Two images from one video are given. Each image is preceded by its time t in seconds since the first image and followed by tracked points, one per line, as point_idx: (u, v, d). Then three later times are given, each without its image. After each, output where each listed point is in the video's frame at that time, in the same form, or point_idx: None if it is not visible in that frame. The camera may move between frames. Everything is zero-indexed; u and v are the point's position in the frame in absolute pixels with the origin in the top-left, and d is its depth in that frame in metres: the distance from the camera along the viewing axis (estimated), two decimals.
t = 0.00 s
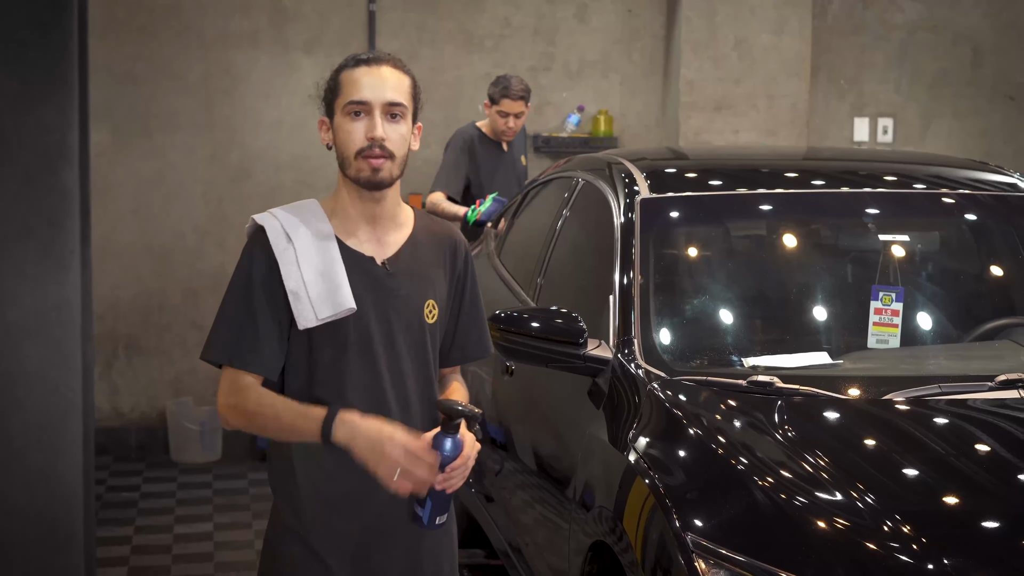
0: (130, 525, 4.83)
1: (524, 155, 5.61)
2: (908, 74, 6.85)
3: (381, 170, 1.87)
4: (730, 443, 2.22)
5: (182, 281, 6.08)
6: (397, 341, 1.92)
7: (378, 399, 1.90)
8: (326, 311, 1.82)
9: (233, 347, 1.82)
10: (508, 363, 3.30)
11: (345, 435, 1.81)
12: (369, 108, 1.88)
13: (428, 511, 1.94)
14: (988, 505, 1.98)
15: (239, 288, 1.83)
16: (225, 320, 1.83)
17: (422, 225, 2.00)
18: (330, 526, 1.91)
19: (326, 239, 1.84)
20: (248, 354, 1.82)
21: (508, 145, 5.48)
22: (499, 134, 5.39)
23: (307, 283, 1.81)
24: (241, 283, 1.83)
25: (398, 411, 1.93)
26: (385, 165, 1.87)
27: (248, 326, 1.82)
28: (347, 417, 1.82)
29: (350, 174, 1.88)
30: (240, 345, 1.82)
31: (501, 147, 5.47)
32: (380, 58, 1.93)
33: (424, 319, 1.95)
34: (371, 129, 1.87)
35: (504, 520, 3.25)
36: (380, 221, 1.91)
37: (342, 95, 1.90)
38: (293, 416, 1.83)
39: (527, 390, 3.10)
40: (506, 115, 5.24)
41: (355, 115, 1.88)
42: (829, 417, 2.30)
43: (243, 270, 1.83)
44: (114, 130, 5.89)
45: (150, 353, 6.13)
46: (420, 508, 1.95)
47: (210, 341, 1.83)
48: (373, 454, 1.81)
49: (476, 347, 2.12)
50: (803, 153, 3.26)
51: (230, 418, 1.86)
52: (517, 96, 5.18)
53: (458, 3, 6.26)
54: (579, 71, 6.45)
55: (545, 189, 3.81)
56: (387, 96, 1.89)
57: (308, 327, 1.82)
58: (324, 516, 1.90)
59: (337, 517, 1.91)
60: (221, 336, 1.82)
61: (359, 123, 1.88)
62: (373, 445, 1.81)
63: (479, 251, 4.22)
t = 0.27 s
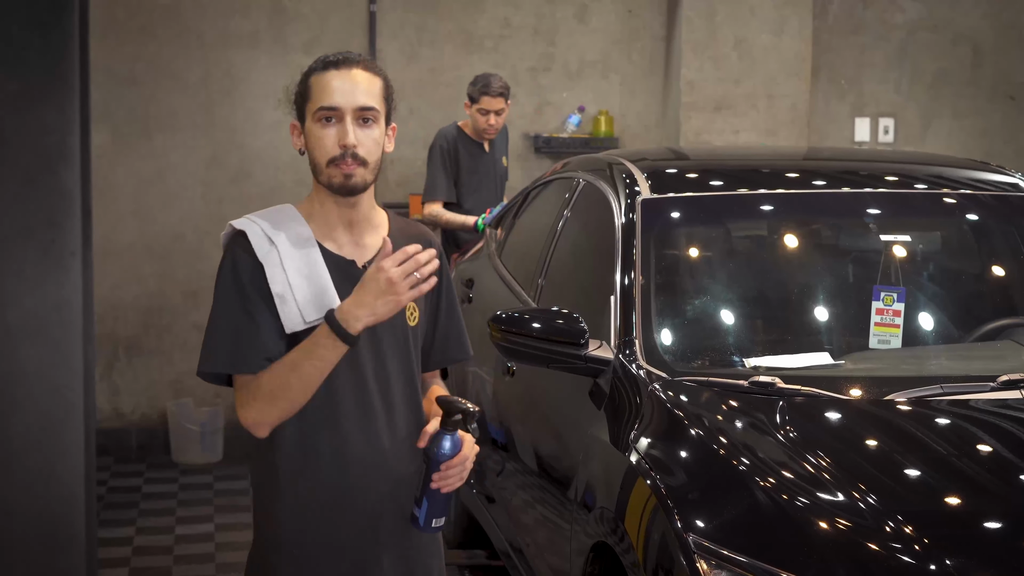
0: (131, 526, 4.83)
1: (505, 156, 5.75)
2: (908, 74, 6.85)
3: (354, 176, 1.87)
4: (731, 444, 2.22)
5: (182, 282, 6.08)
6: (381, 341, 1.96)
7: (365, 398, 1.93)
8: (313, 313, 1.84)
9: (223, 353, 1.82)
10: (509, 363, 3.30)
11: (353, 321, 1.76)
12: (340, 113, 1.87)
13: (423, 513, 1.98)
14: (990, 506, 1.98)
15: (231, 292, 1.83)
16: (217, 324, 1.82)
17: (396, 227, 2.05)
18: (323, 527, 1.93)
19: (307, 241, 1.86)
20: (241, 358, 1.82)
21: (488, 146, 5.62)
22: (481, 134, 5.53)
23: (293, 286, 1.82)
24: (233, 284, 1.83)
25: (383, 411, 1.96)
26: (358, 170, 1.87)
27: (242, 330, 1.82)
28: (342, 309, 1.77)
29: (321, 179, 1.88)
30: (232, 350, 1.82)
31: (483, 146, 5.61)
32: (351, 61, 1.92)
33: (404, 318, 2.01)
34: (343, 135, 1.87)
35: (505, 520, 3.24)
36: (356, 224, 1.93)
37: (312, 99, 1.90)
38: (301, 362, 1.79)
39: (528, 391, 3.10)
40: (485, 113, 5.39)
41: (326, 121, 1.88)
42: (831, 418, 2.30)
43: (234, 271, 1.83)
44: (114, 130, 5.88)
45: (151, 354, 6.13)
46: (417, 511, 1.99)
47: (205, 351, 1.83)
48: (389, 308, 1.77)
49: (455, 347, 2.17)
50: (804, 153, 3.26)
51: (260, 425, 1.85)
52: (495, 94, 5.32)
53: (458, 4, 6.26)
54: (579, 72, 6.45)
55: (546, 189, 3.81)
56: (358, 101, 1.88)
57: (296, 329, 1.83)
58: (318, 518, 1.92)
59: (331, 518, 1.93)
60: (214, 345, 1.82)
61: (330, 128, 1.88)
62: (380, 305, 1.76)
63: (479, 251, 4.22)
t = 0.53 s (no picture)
0: (137, 527, 4.84)
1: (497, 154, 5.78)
2: (913, 74, 6.84)
3: (348, 189, 1.84)
4: (737, 444, 2.22)
5: (188, 283, 6.09)
6: (367, 351, 1.88)
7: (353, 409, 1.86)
8: (304, 330, 1.75)
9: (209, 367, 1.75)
10: (515, 364, 3.30)
11: (363, 473, 1.72)
12: (331, 123, 1.82)
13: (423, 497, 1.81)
14: (997, 506, 1.98)
15: (215, 303, 1.75)
16: (201, 336, 1.75)
17: (377, 234, 1.99)
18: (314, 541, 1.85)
19: (294, 254, 1.79)
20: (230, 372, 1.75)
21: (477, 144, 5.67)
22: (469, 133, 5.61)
23: (282, 303, 1.74)
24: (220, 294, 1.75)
25: (369, 423, 1.89)
26: (351, 182, 1.83)
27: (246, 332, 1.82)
28: (361, 451, 1.73)
29: (311, 191, 1.83)
30: (218, 363, 1.75)
31: (471, 145, 5.66)
32: (339, 66, 1.86)
33: (388, 327, 1.92)
34: (334, 146, 1.82)
35: (511, 521, 3.24)
36: (342, 235, 1.88)
37: (299, 108, 1.84)
38: (295, 451, 1.74)
39: (533, 392, 3.10)
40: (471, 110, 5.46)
41: (316, 132, 1.82)
42: (837, 418, 2.30)
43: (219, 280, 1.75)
44: (118, 132, 5.89)
45: (156, 355, 6.14)
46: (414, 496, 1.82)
47: (180, 368, 1.75)
48: (397, 496, 1.72)
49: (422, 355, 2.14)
50: (809, 153, 3.25)
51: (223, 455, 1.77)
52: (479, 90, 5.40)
53: (462, 4, 6.27)
54: (583, 72, 6.45)
55: (551, 190, 3.81)
56: (349, 112, 1.83)
57: (286, 348, 1.75)
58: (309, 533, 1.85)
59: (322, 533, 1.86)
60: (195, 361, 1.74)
61: (319, 138, 1.83)
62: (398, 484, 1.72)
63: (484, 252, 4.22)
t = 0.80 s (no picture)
0: (140, 526, 4.84)
1: (487, 152, 5.75)
2: (916, 74, 6.83)
3: (350, 188, 1.84)
4: (740, 443, 2.21)
5: (190, 282, 6.09)
6: (365, 352, 1.88)
7: (352, 410, 1.86)
8: (306, 329, 1.76)
9: (209, 368, 1.75)
10: (518, 363, 3.30)
11: (358, 476, 1.78)
12: (335, 122, 1.82)
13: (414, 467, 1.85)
14: (1000, 505, 1.98)
15: (214, 306, 1.75)
16: (199, 338, 1.75)
17: (372, 233, 1.99)
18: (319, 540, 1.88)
19: (294, 253, 1.79)
20: (230, 372, 1.75)
21: (468, 144, 5.63)
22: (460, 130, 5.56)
23: (283, 302, 1.74)
24: (218, 295, 1.75)
25: (368, 423, 1.89)
26: (352, 181, 1.84)
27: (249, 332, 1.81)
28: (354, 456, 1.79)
29: (312, 189, 1.83)
30: (218, 364, 1.75)
31: (461, 145, 5.61)
32: (343, 66, 1.86)
33: (386, 327, 1.93)
34: (337, 145, 1.82)
35: (514, 521, 3.24)
36: (339, 232, 1.88)
37: (303, 106, 1.84)
38: (290, 455, 1.77)
39: (536, 392, 3.10)
40: (460, 108, 5.42)
41: (319, 131, 1.82)
42: (840, 418, 2.29)
43: (217, 282, 1.76)
44: (120, 131, 5.89)
45: (159, 354, 6.15)
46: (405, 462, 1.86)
47: (175, 371, 1.75)
48: (392, 492, 1.79)
49: (424, 351, 2.13)
50: (812, 153, 3.25)
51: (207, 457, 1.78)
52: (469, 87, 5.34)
53: (465, 4, 6.27)
54: (586, 72, 6.45)
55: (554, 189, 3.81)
56: (353, 112, 1.83)
57: (288, 347, 1.76)
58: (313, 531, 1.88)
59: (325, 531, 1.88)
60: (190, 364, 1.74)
61: (322, 137, 1.83)
62: (392, 483, 1.79)
63: (487, 252, 4.22)
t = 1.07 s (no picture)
0: (142, 524, 4.85)
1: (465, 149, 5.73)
2: (919, 70, 6.83)
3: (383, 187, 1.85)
4: (743, 440, 2.21)
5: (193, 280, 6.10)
6: (364, 345, 1.89)
7: (353, 408, 1.86)
8: (309, 327, 1.76)
9: (208, 371, 1.75)
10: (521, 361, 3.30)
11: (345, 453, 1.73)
12: (371, 124, 1.84)
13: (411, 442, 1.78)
14: (1004, 502, 1.97)
15: (211, 305, 1.75)
16: (198, 337, 1.75)
17: (366, 228, 1.99)
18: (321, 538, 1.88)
19: (291, 251, 1.79)
20: (229, 370, 1.75)
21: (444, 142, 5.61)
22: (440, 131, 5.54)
23: (284, 302, 1.75)
24: (214, 295, 1.75)
25: (370, 420, 1.89)
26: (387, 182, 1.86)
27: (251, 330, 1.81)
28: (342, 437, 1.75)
29: (349, 190, 1.83)
30: (216, 364, 1.75)
31: (440, 144, 5.60)
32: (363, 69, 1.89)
33: (385, 320, 1.94)
34: (375, 147, 1.84)
35: (517, 518, 3.25)
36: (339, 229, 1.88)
37: (334, 107, 1.83)
38: (277, 445, 1.74)
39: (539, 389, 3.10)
40: (436, 106, 5.40)
41: (357, 132, 1.84)
42: (844, 415, 2.29)
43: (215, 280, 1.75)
44: (123, 130, 5.90)
45: (162, 352, 6.15)
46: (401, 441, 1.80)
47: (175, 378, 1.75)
48: (382, 463, 1.71)
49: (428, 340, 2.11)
50: (815, 149, 3.25)
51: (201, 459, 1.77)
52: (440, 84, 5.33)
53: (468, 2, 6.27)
54: (589, 69, 6.45)
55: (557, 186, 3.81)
56: (384, 115, 1.87)
57: (292, 346, 1.76)
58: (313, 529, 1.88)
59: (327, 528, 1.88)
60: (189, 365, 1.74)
61: (358, 138, 1.84)
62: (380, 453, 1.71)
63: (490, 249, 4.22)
